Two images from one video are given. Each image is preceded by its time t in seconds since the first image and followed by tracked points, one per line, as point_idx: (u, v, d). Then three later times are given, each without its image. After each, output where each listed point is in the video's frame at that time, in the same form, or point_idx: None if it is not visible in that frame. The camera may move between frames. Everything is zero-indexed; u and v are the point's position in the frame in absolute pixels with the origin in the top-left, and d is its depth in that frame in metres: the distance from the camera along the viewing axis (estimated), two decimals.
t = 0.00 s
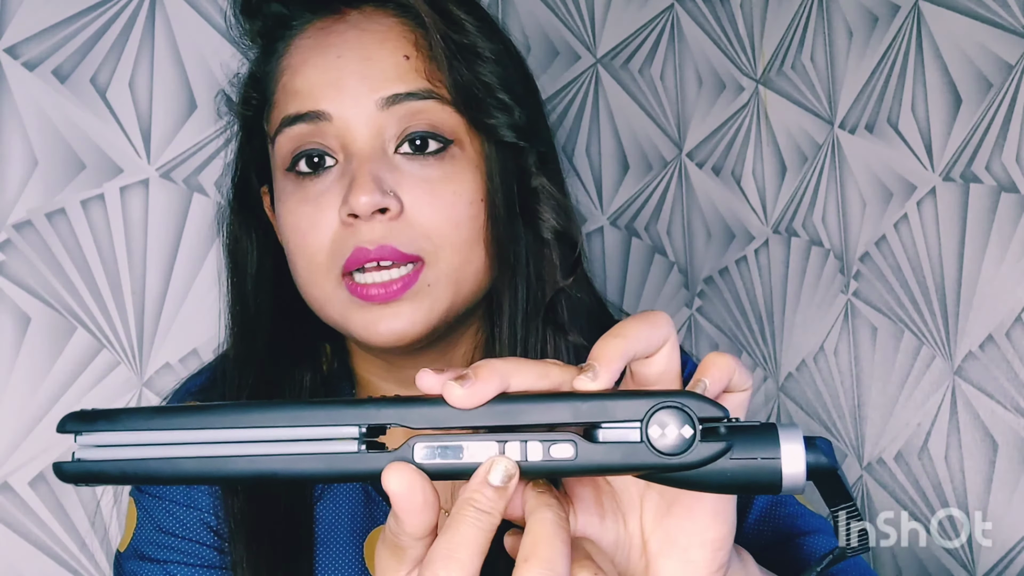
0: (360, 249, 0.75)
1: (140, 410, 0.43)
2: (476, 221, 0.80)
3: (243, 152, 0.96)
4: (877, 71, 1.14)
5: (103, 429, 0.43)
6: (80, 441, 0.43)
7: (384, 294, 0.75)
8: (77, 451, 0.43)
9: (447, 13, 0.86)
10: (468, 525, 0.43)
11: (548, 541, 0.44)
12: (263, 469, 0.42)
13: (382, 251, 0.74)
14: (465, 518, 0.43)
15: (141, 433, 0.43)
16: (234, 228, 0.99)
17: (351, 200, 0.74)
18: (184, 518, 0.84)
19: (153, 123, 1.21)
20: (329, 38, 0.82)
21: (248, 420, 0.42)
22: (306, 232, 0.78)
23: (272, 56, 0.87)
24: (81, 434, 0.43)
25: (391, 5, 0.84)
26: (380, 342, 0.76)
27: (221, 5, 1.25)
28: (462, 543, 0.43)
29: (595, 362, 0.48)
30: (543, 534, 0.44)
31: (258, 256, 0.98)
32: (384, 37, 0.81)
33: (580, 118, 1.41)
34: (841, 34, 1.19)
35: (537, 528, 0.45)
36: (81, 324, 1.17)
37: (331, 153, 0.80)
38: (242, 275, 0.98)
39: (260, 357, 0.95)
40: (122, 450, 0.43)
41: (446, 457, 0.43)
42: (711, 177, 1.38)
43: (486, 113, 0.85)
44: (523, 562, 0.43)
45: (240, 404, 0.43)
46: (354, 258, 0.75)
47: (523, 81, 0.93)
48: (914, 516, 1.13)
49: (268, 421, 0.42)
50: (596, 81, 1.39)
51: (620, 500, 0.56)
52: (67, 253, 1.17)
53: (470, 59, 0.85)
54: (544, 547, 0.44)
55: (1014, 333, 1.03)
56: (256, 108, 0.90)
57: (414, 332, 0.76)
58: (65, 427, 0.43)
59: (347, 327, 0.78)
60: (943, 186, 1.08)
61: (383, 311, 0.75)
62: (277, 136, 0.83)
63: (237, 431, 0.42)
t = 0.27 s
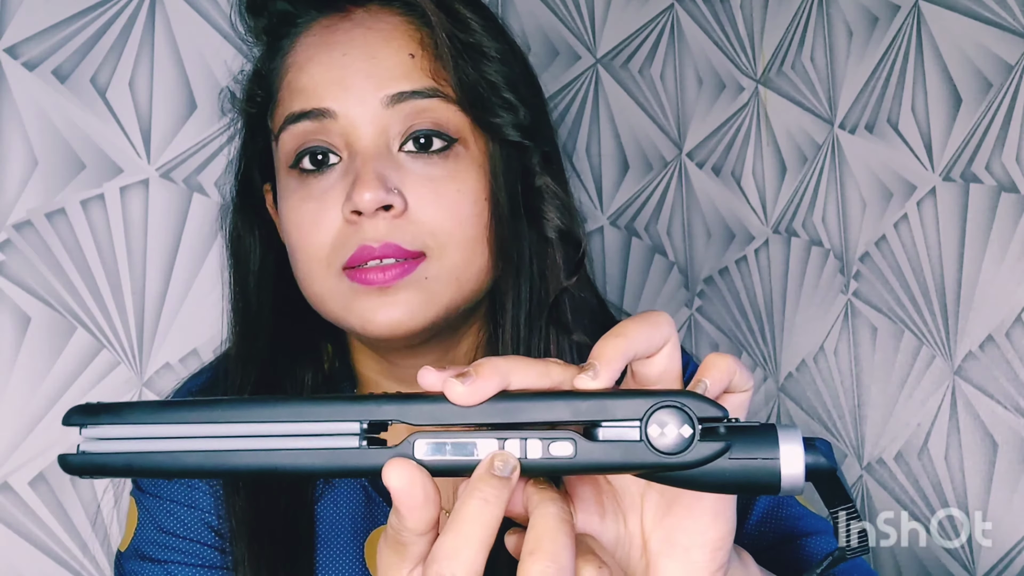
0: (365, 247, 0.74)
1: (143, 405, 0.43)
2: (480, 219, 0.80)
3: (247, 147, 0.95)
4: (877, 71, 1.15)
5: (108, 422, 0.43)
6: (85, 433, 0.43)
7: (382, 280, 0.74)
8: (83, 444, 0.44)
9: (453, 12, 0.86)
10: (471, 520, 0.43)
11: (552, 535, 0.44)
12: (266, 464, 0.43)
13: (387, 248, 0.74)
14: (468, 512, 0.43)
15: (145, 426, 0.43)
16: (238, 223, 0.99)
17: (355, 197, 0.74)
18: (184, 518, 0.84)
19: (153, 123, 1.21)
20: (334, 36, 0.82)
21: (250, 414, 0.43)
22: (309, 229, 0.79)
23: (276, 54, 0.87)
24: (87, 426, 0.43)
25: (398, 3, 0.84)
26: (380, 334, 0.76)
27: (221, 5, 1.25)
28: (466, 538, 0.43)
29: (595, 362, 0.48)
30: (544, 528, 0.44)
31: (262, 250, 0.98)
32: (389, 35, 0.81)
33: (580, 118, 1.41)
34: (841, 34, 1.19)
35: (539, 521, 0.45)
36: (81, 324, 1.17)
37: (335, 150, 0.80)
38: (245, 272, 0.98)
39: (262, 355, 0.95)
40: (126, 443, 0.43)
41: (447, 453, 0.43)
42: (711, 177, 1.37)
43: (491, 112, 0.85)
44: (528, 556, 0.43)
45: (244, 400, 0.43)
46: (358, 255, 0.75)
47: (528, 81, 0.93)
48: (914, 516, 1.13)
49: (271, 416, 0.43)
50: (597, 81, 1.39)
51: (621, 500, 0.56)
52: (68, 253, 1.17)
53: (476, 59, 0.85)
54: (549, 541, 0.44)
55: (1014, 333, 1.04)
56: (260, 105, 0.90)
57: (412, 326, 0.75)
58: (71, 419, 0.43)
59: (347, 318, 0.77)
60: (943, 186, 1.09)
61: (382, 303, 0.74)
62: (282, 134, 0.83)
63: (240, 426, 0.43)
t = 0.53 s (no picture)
0: (364, 246, 0.74)
1: (150, 403, 0.43)
2: (479, 218, 0.79)
3: (249, 148, 0.95)
4: (877, 71, 1.14)
5: (112, 421, 0.43)
6: (89, 433, 0.43)
7: (382, 285, 0.74)
8: (87, 444, 0.44)
9: (452, 12, 0.86)
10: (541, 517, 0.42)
11: (586, 526, 0.46)
12: (270, 460, 0.43)
13: (385, 246, 0.74)
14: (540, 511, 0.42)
15: (149, 426, 0.43)
16: (239, 223, 0.98)
17: (355, 197, 0.75)
18: (186, 515, 0.84)
19: (153, 123, 1.21)
20: (334, 36, 0.82)
21: (254, 412, 0.43)
22: (309, 229, 0.79)
23: (278, 54, 0.87)
24: (91, 426, 0.43)
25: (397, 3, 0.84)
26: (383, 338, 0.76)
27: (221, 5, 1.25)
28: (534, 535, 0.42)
29: (600, 358, 0.48)
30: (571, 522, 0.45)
31: (264, 249, 0.98)
32: (389, 36, 0.81)
33: (580, 118, 1.41)
34: (841, 34, 1.19)
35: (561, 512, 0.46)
36: (81, 324, 1.17)
37: (336, 151, 0.80)
38: (247, 272, 0.98)
39: (263, 354, 0.95)
40: (129, 442, 0.43)
41: (454, 449, 0.43)
42: (711, 177, 1.38)
43: (491, 111, 0.85)
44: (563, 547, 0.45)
45: (247, 399, 0.43)
46: (358, 255, 0.75)
47: (528, 80, 0.93)
48: (914, 516, 1.13)
49: (275, 413, 0.43)
50: (596, 81, 1.39)
51: (624, 497, 0.56)
52: (67, 253, 1.17)
53: (475, 58, 0.85)
54: (583, 532, 0.46)
55: (1014, 334, 1.03)
56: (263, 105, 0.90)
57: (414, 327, 0.76)
58: (74, 419, 0.43)
59: (348, 322, 0.77)
60: (943, 186, 1.08)
61: (382, 306, 0.75)
62: (283, 135, 0.83)
63: (244, 424, 0.43)
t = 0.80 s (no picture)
0: (371, 256, 0.75)
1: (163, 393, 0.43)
2: (483, 220, 0.81)
3: (249, 157, 0.94)
4: (877, 72, 1.14)
5: (121, 410, 0.43)
6: (98, 421, 0.44)
7: (399, 304, 0.76)
8: (95, 432, 0.44)
9: (447, 15, 0.86)
10: (526, 518, 0.43)
11: (584, 522, 0.46)
12: (278, 458, 0.43)
13: (393, 254, 0.75)
14: (523, 511, 0.43)
15: (159, 415, 0.43)
16: (241, 229, 0.98)
17: (360, 207, 0.75)
18: (193, 512, 0.83)
19: (153, 123, 1.21)
20: (330, 45, 0.82)
21: (262, 406, 0.43)
22: (318, 239, 0.80)
23: (275, 65, 0.86)
24: (100, 414, 0.43)
25: (392, 8, 0.84)
26: (399, 347, 0.78)
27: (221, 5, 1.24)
28: (521, 536, 0.43)
29: (606, 360, 0.48)
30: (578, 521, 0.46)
31: (267, 258, 0.98)
32: (384, 42, 0.81)
33: (580, 118, 1.41)
34: (841, 34, 1.19)
35: (570, 511, 0.46)
36: (81, 324, 1.17)
37: (338, 160, 0.80)
38: (251, 280, 0.98)
39: (267, 356, 0.95)
40: (138, 431, 0.43)
41: (459, 447, 0.43)
42: (711, 177, 1.38)
43: (491, 113, 0.85)
44: (562, 541, 0.45)
45: (257, 392, 0.43)
46: (365, 266, 0.76)
47: (525, 79, 0.93)
48: (914, 516, 1.13)
49: (285, 407, 0.43)
50: (597, 81, 1.39)
51: (628, 498, 0.56)
52: (67, 253, 1.17)
53: (472, 60, 0.85)
54: (581, 527, 0.45)
55: (1014, 333, 1.02)
56: (261, 116, 0.89)
57: (425, 331, 0.77)
58: (84, 407, 0.43)
59: (360, 331, 0.79)
60: (943, 186, 1.08)
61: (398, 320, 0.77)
62: (284, 146, 0.83)
63: (253, 418, 0.43)
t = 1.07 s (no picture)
0: (376, 264, 0.76)
1: (163, 396, 0.44)
2: (487, 228, 0.81)
3: (248, 159, 0.94)
4: (877, 71, 1.14)
5: (122, 414, 0.43)
6: (100, 424, 0.44)
7: (400, 310, 0.76)
8: (97, 435, 0.44)
9: (450, 22, 0.86)
10: (519, 519, 0.43)
11: (582, 522, 0.46)
12: (279, 460, 0.43)
13: (399, 264, 0.75)
14: (515, 513, 0.43)
15: (161, 418, 0.43)
16: (240, 230, 0.98)
17: (365, 217, 0.75)
18: (193, 511, 0.83)
19: (153, 123, 1.21)
20: (331, 52, 0.81)
21: (266, 408, 0.43)
22: (321, 246, 0.80)
23: (276, 70, 0.86)
24: (103, 417, 0.43)
25: (395, 14, 0.84)
26: (400, 354, 0.79)
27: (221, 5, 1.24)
28: (513, 537, 0.43)
29: (608, 362, 0.48)
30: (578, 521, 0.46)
31: (267, 261, 0.98)
32: (387, 50, 0.80)
33: (580, 118, 1.41)
34: (841, 34, 1.19)
35: (570, 511, 0.46)
36: (81, 324, 1.17)
37: (341, 167, 0.80)
38: (252, 284, 0.98)
39: (270, 359, 0.95)
40: (139, 435, 0.43)
41: (460, 449, 0.43)
42: (711, 177, 1.38)
43: (494, 120, 0.85)
44: (560, 540, 0.45)
45: (257, 394, 0.43)
46: (370, 273, 0.76)
47: (527, 83, 0.93)
48: (914, 516, 1.13)
49: (287, 409, 0.43)
50: (597, 81, 1.40)
51: (630, 498, 0.56)
52: (67, 253, 1.17)
53: (475, 68, 0.85)
54: (580, 526, 0.45)
55: (1014, 333, 1.02)
56: (263, 122, 0.89)
57: (429, 341, 0.78)
58: (87, 410, 0.43)
59: (364, 337, 0.80)
60: (943, 186, 1.08)
61: (400, 326, 0.77)
62: (286, 154, 0.83)
63: (257, 419, 0.43)
